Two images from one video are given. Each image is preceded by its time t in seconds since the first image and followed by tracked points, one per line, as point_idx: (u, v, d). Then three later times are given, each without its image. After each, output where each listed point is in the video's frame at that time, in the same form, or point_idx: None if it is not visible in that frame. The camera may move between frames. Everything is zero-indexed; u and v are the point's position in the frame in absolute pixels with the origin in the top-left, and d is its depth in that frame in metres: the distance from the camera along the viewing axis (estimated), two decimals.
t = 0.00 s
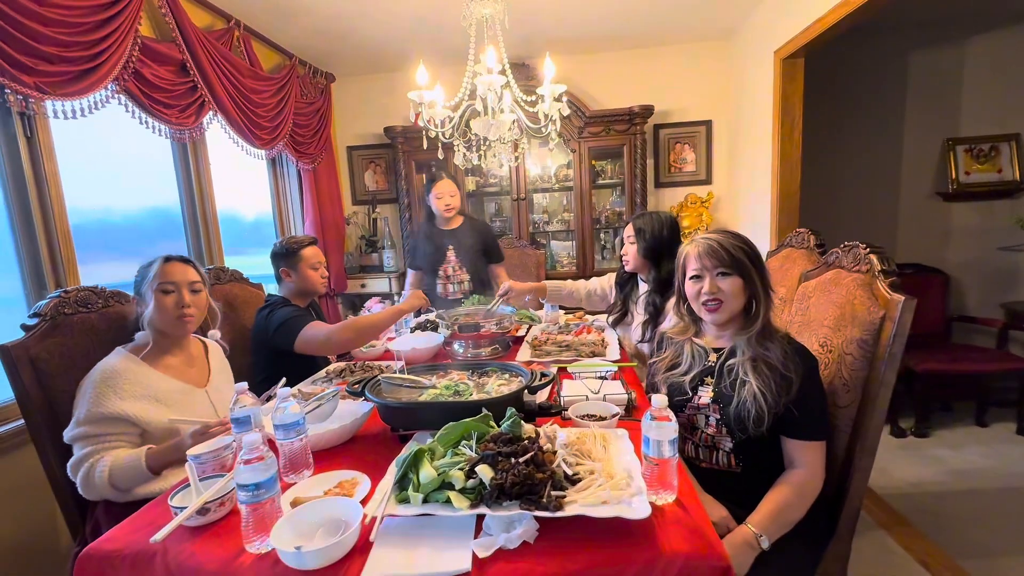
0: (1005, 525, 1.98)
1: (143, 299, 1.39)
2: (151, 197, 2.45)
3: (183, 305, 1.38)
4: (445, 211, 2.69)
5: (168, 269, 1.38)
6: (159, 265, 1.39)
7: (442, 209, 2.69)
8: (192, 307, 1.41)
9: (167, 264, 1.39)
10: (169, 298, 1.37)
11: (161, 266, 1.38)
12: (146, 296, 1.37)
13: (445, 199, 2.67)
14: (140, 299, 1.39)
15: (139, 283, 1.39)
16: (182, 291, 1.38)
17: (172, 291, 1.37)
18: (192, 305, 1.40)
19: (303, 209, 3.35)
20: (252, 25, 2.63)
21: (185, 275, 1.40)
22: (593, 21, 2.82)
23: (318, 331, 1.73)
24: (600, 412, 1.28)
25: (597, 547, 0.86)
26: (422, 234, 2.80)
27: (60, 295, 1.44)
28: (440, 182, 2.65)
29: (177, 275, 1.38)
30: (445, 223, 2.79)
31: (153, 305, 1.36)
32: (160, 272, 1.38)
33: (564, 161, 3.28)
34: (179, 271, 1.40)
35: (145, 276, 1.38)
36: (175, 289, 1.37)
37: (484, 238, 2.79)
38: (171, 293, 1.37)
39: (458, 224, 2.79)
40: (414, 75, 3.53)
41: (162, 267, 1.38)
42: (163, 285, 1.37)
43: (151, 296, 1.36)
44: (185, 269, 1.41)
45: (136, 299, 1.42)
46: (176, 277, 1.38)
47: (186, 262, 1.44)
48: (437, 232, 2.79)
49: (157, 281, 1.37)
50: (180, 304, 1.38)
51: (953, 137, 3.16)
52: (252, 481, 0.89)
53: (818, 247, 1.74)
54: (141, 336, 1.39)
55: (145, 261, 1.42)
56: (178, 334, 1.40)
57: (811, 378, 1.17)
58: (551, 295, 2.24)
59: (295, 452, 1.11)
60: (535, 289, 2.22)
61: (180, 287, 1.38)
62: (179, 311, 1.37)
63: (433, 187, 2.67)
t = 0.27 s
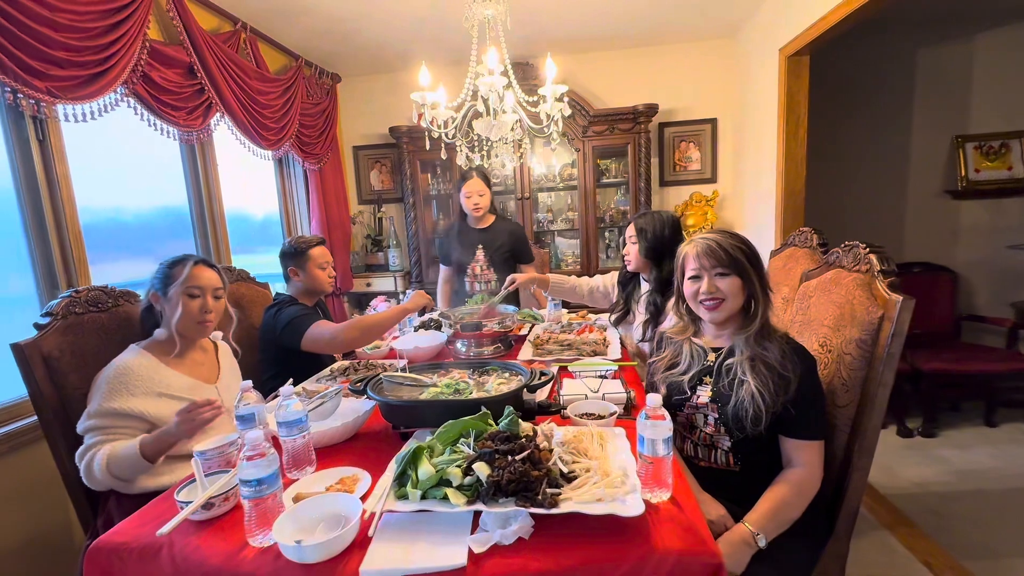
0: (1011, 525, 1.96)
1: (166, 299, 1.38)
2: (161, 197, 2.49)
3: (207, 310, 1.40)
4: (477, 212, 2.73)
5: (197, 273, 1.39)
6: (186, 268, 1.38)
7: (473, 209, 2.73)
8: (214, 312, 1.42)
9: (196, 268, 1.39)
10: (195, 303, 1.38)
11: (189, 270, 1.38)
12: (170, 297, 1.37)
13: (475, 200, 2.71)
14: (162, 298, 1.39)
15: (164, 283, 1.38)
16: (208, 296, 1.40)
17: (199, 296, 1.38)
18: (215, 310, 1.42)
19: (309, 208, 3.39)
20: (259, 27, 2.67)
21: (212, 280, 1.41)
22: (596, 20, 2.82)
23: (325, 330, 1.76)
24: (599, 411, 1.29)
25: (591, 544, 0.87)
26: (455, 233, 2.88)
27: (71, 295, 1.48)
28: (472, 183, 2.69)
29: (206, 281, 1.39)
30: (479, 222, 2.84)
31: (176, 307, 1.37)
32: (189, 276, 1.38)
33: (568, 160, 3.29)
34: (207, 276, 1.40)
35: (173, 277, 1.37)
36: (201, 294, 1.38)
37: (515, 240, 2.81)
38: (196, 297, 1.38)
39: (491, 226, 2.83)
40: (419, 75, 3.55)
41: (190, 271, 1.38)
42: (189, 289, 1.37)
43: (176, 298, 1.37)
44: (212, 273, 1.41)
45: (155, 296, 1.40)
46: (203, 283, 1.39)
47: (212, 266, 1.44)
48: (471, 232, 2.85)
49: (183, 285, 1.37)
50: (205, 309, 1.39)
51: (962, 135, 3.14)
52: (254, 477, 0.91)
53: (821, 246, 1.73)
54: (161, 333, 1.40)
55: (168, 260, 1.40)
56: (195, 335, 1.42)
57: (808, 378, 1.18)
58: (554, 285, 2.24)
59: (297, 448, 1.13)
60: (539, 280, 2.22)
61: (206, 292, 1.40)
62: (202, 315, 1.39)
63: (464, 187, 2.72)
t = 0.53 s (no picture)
0: (1018, 527, 1.95)
1: (175, 297, 1.44)
2: (173, 197, 2.55)
3: (216, 309, 1.46)
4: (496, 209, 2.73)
5: (208, 274, 1.45)
6: (197, 268, 1.44)
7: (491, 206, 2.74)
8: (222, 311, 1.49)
9: (206, 268, 1.45)
10: (205, 303, 1.44)
11: (200, 271, 1.44)
12: (181, 295, 1.43)
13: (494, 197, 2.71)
14: (172, 296, 1.44)
15: (175, 282, 1.43)
16: (217, 296, 1.47)
17: (209, 296, 1.45)
18: (223, 310, 1.48)
19: (318, 208, 3.44)
20: (268, 30, 2.71)
21: (221, 280, 1.47)
22: (601, 18, 2.82)
23: (332, 327, 1.79)
24: (597, 409, 1.31)
25: (582, 540, 0.89)
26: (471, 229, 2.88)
27: (86, 294, 1.53)
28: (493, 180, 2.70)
29: (216, 282, 1.46)
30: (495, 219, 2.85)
31: (186, 306, 1.43)
32: (200, 276, 1.44)
33: (574, 159, 3.30)
34: (217, 276, 1.47)
35: (184, 277, 1.43)
36: (211, 294, 1.45)
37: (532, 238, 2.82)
38: (206, 297, 1.44)
39: (506, 223, 2.83)
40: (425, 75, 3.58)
41: (200, 271, 1.44)
42: (199, 288, 1.43)
43: (186, 296, 1.43)
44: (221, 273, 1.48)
45: (165, 294, 1.46)
46: (213, 283, 1.46)
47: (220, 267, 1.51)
48: (488, 228, 2.86)
49: (194, 285, 1.43)
50: (213, 309, 1.46)
51: (975, 132, 3.09)
52: (258, 470, 0.94)
53: (823, 246, 1.73)
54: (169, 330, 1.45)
55: (178, 258, 1.46)
56: (203, 333, 1.47)
57: (804, 378, 1.19)
58: (556, 281, 2.27)
59: (301, 444, 1.17)
60: (542, 276, 2.25)
61: (216, 293, 1.46)
62: (211, 314, 1.45)
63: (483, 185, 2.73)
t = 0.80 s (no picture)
0: None
1: (173, 295, 1.49)
2: (183, 197, 2.59)
3: (212, 302, 1.49)
4: (503, 211, 2.78)
5: (201, 268, 1.50)
6: (189, 263, 1.50)
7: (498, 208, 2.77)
8: (220, 306, 1.52)
9: (197, 262, 1.50)
10: (200, 296, 1.48)
11: (191, 266, 1.49)
12: (177, 291, 1.48)
13: (503, 200, 2.75)
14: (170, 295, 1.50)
15: (170, 280, 1.49)
16: (212, 289, 1.50)
17: (203, 289, 1.48)
18: (220, 303, 1.51)
19: (325, 207, 3.47)
20: (276, 31, 2.75)
21: (214, 274, 1.52)
22: (607, 18, 2.82)
23: (338, 324, 1.82)
24: (597, 409, 1.32)
25: (579, 537, 0.90)
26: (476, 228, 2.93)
27: (98, 291, 1.56)
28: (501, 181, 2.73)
29: (209, 275, 1.50)
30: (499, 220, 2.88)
31: (183, 301, 1.47)
32: (194, 271, 1.49)
33: (579, 160, 3.31)
34: (210, 270, 1.51)
35: (178, 273, 1.48)
36: (205, 287, 1.49)
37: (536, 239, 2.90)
38: (201, 291, 1.48)
39: (512, 224, 2.86)
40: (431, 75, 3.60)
41: (192, 266, 1.49)
42: (193, 283, 1.48)
43: (181, 292, 1.47)
44: (214, 268, 1.52)
45: (165, 295, 1.52)
46: (205, 277, 1.50)
47: (213, 262, 1.55)
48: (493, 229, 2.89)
49: (189, 280, 1.48)
50: (209, 302, 1.49)
51: (986, 131, 3.06)
52: (262, 465, 0.96)
53: (828, 247, 1.72)
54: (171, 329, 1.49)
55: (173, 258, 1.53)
56: (203, 329, 1.50)
57: (804, 379, 1.19)
58: (561, 284, 2.28)
59: (305, 441, 1.19)
60: (546, 279, 2.25)
61: (210, 286, 1.50)
62: (208, 307, 1.48)
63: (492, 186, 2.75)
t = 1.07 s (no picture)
0: None
1: (187, 292, 1.52)
2: (198, 195, 2.63)
3: (225, 295, 1.53)
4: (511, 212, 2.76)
5: (212, 264, 1.53)
6: (199, 260, 1.53)
7: (506, 208, 2.75)
8: (233, 300, 1.55)
9: (208, 258, 1.54)
10: (214, 290, 1.51)
11: (203, 262, 1.52)
12: (190, 288, 1.51)
13: (513, 202, 2.73)
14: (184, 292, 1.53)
15: (183, 278, 1.53)
16: (225, 283, 1.53)
17: (216, 283, 1.52)
18: (233, 297, 1.54)
19: (336, 205, 3.51)
20: (290, 31, 2.78)
21: (225, 268, 1.55)
22: (619, 16, 2.81)
23: (349, 318, 1.84)
24: (604, 406, 1.32)
25: (585, 532, 0.91)
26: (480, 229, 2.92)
27: (116, 286, 1.59)
28: (508, 183, 2.69)
29: (220, 270, 1.53)
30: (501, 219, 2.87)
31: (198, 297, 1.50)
32: (205, 267, 1.52)
33: (590, 158, 3.30)
34: (221, 265, 1.55)
35: (190, 270, 1.52)
36: (218, 282, 1.52)
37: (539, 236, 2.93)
38: (214, 285, 1.51)
39: (517, 222, 2.87)
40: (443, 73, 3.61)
41: (204, 263, 1.52)
42: (206, 278, 1.51)
43: (195, 287, 1.50)
44: (225, 263, 1.56)
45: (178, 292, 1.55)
46: (218, 272, 1.53)
47: (222, 257, 1.58)
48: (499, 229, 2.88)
49: (201, 275, 1.51)
50: (224, 296, 1.52)
51: (1006, 129, 3.00)
52: (274, 458, 0.98)
53: (840, 246, 1.71)
54: (186, 324, 1.52)
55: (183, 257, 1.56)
56: (217, 323, 1.53)
57: (814, 379, 1.19)
58: (570, 289, 2.26)
59: (317, 435, 1.21)
60: (556, 285, 2.24)
61: (223, 280, 1.53)
62: (222, 301, 1.52)
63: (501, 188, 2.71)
